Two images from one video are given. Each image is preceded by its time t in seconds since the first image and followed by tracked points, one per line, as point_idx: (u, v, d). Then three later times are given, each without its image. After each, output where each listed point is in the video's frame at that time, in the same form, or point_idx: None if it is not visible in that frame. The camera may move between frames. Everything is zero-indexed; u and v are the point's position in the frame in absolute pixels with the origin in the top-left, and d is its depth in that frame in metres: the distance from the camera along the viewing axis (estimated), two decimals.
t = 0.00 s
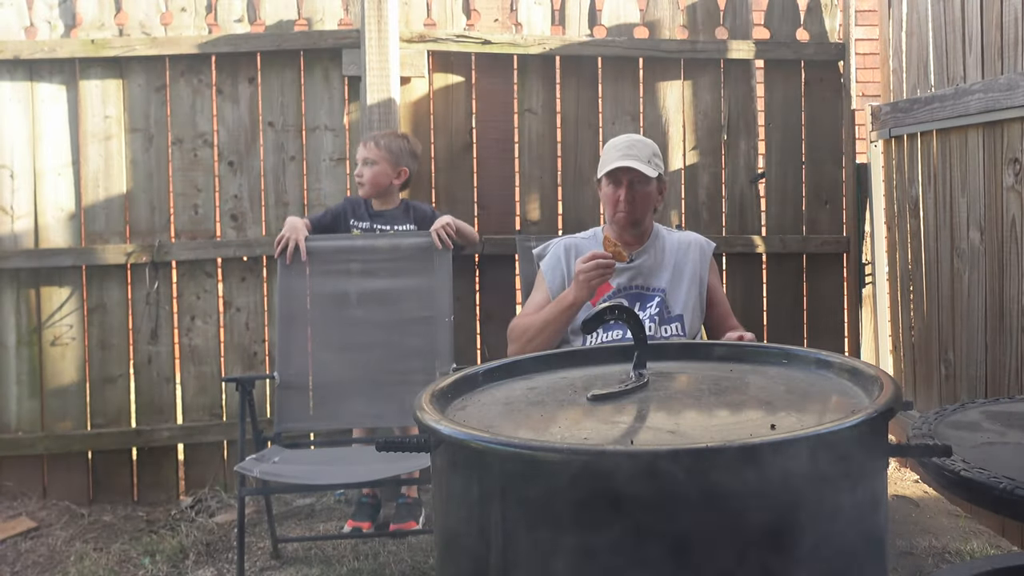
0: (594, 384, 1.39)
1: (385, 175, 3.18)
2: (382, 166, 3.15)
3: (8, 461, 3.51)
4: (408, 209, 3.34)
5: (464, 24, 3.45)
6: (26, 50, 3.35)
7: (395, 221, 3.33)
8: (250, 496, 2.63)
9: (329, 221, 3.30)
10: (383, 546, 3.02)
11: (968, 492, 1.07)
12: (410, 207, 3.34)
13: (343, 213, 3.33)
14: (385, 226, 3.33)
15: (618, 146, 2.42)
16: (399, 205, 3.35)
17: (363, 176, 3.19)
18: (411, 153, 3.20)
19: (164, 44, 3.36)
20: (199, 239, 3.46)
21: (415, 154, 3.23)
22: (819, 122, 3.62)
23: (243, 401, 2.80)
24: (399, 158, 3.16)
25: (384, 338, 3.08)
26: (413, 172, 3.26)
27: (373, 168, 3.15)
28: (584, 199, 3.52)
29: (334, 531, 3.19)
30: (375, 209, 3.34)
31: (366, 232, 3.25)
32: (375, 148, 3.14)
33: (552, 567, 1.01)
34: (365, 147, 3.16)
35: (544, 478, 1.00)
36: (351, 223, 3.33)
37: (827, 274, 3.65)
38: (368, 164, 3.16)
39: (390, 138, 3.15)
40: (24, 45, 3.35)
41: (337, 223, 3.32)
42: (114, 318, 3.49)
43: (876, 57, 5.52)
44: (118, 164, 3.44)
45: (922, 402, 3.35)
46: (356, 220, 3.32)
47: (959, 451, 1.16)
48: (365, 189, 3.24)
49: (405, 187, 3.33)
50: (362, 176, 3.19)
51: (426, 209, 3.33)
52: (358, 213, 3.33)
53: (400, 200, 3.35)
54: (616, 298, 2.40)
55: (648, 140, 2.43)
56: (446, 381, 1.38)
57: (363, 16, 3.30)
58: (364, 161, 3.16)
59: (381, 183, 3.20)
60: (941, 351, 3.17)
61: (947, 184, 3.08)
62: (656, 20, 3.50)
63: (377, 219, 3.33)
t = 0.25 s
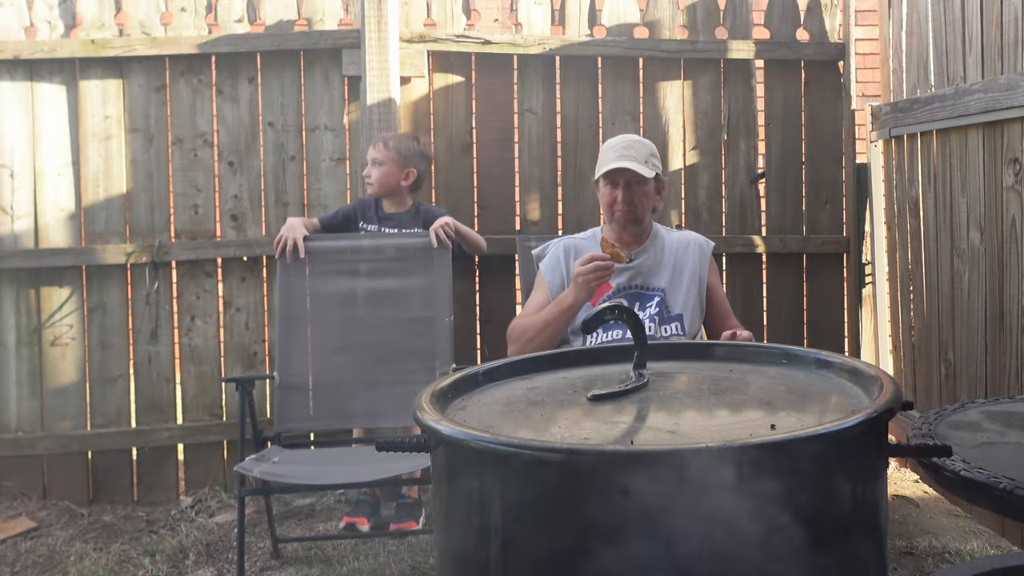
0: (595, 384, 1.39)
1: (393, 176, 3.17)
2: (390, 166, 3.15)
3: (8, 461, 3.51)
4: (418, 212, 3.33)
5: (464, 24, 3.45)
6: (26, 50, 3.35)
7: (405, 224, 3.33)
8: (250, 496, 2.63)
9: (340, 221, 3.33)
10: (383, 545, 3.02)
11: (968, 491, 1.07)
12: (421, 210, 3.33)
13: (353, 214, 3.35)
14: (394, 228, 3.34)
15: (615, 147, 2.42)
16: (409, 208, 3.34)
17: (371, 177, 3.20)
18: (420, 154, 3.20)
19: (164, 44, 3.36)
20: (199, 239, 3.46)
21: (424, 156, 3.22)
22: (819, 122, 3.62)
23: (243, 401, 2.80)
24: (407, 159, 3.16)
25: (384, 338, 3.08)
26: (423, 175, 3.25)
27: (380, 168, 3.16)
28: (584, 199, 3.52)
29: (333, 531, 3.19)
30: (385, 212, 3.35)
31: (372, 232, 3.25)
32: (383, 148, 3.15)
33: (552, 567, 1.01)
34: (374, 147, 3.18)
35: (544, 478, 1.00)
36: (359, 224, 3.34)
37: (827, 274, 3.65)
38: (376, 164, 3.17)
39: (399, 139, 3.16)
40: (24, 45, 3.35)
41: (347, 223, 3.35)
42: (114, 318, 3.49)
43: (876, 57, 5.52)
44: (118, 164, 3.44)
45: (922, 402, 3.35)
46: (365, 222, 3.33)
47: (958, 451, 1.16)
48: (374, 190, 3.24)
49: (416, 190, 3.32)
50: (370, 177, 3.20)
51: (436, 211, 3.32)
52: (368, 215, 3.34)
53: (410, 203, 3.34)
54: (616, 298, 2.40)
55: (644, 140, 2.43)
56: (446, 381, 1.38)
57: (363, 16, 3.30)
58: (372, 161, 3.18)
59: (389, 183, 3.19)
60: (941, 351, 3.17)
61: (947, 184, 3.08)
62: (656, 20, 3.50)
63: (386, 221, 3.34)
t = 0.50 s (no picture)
0: (594, 384, 1.39)
1: (392, 176, 3.17)
2: (388, 167, 3.15)
3: (8, 461, 3.51)
4: (419, 212, 3.33)
5: (464, 24, 3.45)
6: (26, 50, 3.35)
7: (405, 223, 3.34)
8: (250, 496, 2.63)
9: (340, 221, 3.34)
10: (383, 545, 3.02)
11: (968, 492, 1.07)
12: (422, 209, 3.34)
13: (353, 215, 3.36)
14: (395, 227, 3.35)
15: (615, 147, 2.42)
16: (410, 208, 3.35)
17: (371, 177, 3.21)
18: (420, 155, 3.18)
19: (164, 44, 3.36)
20: (198, 239, 3.46)
21: (425, 156, 3.21)
22: (819, 122, 3.62)
23: (243, 401, 2.80)
24: (406, 160, 3.15)
25: (384, 337, 3.08)
26: (423, 175, 3.24)
27: (379, 168, 3.16)
28: (584, 199, 3.52)
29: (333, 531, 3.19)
30: (385, 212, 3.36)
31: (371, 232, 3.25)
32: (382, 149, 3.15)
33: (552, 568, 1.01)
34: (374, 147, 3.18)
35: (545, 478, 1.00)
36: (360, 224, 3.36)
37: (827, 273, 3.65)
38: (375, 165, 3.17)
39: (398, 139, 3.15)
40: (24, 45, 3.35)
41: (348, 223, 3.36)
42: (114, 318, 3.49)
43: (876, 57, 5.52)
44: (117, 164, 3.44)
45: (922, 402, 3.35)
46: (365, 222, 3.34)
47: (959, 451, 1.16)
48: (374, 189, 3.25)
49: (416, 190, 3.32)
50: (370, 177, 3.21)
51: (437, 210, 3.31)
52: (368, 215, 3.36)
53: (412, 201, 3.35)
54: (616, 298, 2.40)
55: (643, 140, 2.43)
56: (446, 381, 1.38)
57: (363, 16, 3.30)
58: (371, 162, 3.18)
59: (388, 183, 3.20)
60: (941, 351, 3.17)
61: (947, 183, 3.08)
62: (656, 20, 3.50)
63: (386, 222, 3.36)
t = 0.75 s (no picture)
0: (594, 384, 1.39)
1: (386, 177, 3.18)
2: (382, 168, 3.15)
3: (8, 461, 3.51)
4: (416, 210, 3.34)
5: (464, 24, 3.44)
6: (26, 50, 3.35)
7: (404, 223, 3.34)
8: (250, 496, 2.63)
9: (336, 224, 3.33)
10: (383, 545, 3.02)
11: (968, 492, 1.07)
12: (419, 208, 3.34)
13: (349, 217, 3.35)
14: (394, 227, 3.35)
15: (616, 147, 2.42)
16: (408, 206, 3.36)
17: (366, 180, 3.22)
18: (413, 153, 3.18)
19: (164, 44, 3.36)
20: (198, 239, 3.46)
21: (417, 154, 3.21)
22: (819, 122, 3.62)
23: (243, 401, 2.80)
24: (399, 160, 3.16)
25: (384, 338, 3.08)
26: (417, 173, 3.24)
27: (373, 170, 3.17)
28: (584, 199, 3.51)
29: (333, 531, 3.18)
30: (382, 212, 3.36)
31: (370, 233, 3.25)
32: (375, 150, 3.15)
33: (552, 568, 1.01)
34: (366, 149, 3.18)
35: (545, 478, 1.00)
36: (357, 226, 3.35)
37: (827, 273, 3.64)
38: (369, 167, 3.18)
39: (389, 139, 3.15)
40: (24, 45, 3.35)
41: (344, 225, 3.35)
42: (114, 318, 3.49)
43: (876, 57, 5.52)
44: (117, 164, 3.44)
45: (922, 402, 3.35)
46: (363, 223, 3.34)
47: (958, 451, 1.15)
48: (369, 190, 3.26)
49: (412, 188, 3.33)
50: (364, 179, 3.22)
51: (434, 208, 3.32)
52: (364, 216, 3.35)
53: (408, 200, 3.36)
54: (616, 297, 2.40)
55: (644, 140, 2.43)
56: (446, 381, 1.38)
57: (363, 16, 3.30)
58: (365, 164, 3.18)
59: (383, 184, 3.21)
60: (941, 351, 3.17)
61: (947, 183, 3.08)
62: (656, 20, 3.50)
63: (383, 221, 3.35)
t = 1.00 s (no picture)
0: (594, 384, 1.39)
1: (382, 176, 3.18)
2: (377, 168, 3.15)
3: (8, 461, 3.51)
4: (413, 210, 3.33)
5: (464, 24, 3.44)
6: (26, 50, 3.35)
7: (400, 223, 3.32)
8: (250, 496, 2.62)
9: (331, 228, 3.31)
10: (383, 545, 3.02)
11: (968, 492, 1.07)
12: (416, 207, 3.33)
13: (344, 218, 3.34)
14: (389, 227, 3.33)
15: (617, 147, 2.42)
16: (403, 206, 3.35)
17: (362, 180, 3.22)
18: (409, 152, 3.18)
19: (164, 44, 3.36)
20: (198, 239, 3.46)
21: (413, 154, 3.21)
22: (819, 122, 3.62)
23: (243, 401, 2.79)
24: (395, 159, 3.15)
25: (384, 338, 3.08)
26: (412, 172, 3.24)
27: (368, 170, 3.17)
28: (584, 199, 3.51)
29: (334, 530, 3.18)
30: (377, 212, 3.35)
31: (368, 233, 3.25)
32: (370, 150, 3.14)
33: (552, 568, 1.01)
34: (361, 150, 3.17)
35: (545, 478, 1.00)
36: (353, 227, 3.34)
37: (827, 273, 3.64)
38: (364, 167, 3.17)
39: (384, 139, 3.15)
40: (24, 45, 3.35)
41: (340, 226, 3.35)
42: (114, 318, 3.49)
43: (876, 57, 5.52)
44: (117, 164, 3.44)
45: (922, 401, 3.35)
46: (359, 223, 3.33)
47: (958, 451, 1.15)
48: (364, 191, 3.26)
49: (407, 188, 3.33)
50: (360, 180, 3.21)
51: (431, 207, 3.32)
52: (360, 217, 3.34)
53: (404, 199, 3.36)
54: (616, 297, 2.41)
55: (645, 140, 2.42)
56: (446, 381, 1.38)
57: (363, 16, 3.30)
58: (360, 164, 3.18)
59: (379, 184, 3.21)
60: (941, 351, 3.17)
61: (947, 183, 3.08)
62: (656, 20, 3.50)
63: (380, 221, 3.34)
